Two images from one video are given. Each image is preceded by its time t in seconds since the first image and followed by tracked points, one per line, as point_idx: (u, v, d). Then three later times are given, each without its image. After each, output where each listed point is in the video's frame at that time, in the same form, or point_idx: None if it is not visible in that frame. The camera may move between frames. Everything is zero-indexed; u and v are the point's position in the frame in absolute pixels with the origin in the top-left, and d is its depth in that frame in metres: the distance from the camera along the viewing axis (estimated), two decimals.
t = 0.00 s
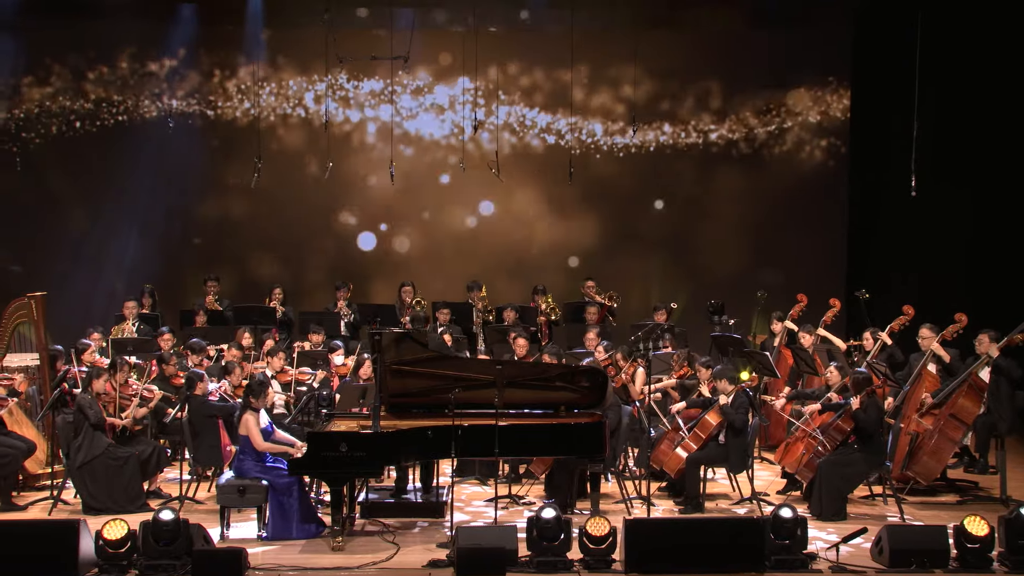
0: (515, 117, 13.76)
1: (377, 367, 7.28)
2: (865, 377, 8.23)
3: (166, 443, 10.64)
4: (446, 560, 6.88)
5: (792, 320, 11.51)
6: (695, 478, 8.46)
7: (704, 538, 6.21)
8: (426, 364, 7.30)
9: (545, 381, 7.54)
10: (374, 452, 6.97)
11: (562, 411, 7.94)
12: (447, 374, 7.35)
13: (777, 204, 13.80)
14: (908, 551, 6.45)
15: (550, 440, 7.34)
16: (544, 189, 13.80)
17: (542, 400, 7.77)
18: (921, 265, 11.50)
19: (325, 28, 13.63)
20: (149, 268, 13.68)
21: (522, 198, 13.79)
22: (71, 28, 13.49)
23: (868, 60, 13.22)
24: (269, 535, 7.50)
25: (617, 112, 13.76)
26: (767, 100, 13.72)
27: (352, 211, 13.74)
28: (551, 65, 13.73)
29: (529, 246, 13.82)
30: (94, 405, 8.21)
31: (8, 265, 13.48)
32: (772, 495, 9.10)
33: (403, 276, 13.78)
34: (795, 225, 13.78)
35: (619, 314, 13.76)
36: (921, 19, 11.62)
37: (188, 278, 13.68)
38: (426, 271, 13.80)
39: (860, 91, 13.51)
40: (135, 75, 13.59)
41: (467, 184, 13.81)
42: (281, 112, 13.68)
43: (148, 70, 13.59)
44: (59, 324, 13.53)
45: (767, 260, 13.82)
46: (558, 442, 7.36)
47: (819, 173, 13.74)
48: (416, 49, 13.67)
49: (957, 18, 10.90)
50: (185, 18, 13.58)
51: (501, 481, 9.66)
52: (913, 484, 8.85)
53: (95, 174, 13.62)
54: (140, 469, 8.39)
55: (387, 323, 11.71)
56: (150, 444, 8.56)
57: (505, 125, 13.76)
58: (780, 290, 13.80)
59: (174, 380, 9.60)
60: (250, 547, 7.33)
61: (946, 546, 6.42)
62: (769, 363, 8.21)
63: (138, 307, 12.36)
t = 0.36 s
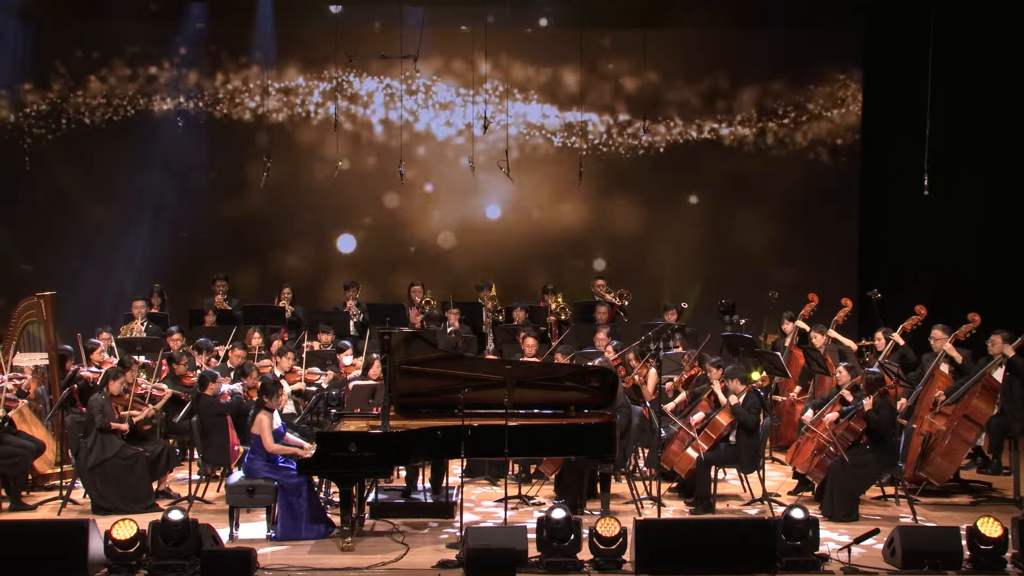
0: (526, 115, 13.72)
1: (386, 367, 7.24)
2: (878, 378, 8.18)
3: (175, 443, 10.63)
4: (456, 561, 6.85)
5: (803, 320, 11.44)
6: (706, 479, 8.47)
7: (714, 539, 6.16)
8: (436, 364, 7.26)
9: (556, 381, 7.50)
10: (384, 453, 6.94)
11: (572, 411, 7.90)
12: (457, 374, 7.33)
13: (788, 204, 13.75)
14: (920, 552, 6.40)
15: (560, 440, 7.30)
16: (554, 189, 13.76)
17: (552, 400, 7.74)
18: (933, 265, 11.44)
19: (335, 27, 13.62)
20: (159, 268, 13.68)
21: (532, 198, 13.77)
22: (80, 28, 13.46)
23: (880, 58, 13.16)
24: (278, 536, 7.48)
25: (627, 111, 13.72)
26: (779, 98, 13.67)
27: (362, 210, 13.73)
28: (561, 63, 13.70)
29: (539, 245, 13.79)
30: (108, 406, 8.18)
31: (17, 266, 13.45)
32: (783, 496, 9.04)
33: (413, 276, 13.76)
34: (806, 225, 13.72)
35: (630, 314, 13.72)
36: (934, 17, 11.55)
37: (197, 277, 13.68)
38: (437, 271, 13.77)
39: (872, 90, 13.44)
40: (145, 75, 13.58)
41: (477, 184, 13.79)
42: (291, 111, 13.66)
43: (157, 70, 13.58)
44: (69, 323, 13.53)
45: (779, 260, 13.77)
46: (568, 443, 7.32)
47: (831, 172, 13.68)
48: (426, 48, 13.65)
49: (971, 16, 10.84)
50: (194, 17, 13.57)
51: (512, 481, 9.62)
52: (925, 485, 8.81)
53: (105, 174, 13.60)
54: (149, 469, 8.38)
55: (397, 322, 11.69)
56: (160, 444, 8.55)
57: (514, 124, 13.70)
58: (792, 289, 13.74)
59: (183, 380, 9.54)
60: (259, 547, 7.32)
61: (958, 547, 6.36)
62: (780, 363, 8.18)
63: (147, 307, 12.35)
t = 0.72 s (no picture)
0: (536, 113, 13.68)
1: (396, 367, 7.23)
2: (890, 378, 8.12)
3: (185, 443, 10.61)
4: (466, 561, 6.82)
5: (816, 320, 11.38)
6: (718, 479, 8.39)
7: (724, 540, 6.11)
8: (445, 364, 7.23)
9: (566, 381, 7.46)
10: (394, 453, 6.91)
11: (582, 411, 7.85)
12: (466, 374, 7.28)
13: (800, 203, 13.69)
14: (934, 554, 6.34)
15: (570, 440, 7.26)
16: (565, 188, 13.72)
17: (562, 400, 7.69)
18: (947, 264, 11.37)
19: (346, 25, 13.58)
20: (169, 267, 13.67)
21: (544, 197, 13.73)
22: (89, 27, 13.46)
23: (892, 56, 13.09)
24: (288, 536, 7.45)
25: (638, 110, 13.68)
26: (790, 97, 13.61)
27: (372, 208, 13.71)
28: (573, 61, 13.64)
29: (549, 244, 13.75)
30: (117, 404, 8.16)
31: (27, 265, 13.46)
32: (794, 497, 8.99)
33: (423, 276, 13.74)
34: (818, 223, 13.66)
35: (640, 314, 13.67)
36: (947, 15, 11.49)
37: (207, 276, 13.68)
38: (447, 270, 13.76)
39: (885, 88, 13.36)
40: (155, 74, 13.58)
41: (487, 183, 13.76)
42: (301, 109, 13.64)
43: (167, 70, 13.58)
44: (79, 322, 13.53)
45: (791, 259, 13.70)
46: (578, 443, 7.28)
47: (843, 171, 13.61)
48: (436, 46, 13.61)
49: (985, 13, 10.78)
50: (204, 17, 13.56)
51: (522, 481, 9.59)
52: (938, 485, 8.75)
53: (114, 174, 13.60)
54: (158, 469, 8.38)
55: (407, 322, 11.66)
56: (168, 444, 8.56)
57: (524, 122, 13.67)
58: (804, 288, 13.68)
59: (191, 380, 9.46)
60: (269, 547, 7.28)
61: (972, 549, 6.31)
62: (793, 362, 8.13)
63: (157, 306, 12.34)
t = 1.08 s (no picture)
0: (548, 112, 13.64)
1: (407, 367, 7.20)
2: (903, 378, 8.08)
3: (196, 442, 10.60)
4: (478, 561, 6.78)
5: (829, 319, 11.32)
6: (730, 480, 8.35)
7: (736, 540, 6.06)
8: (456, 364, 7.20)
9: (578, 380, 7.42)
10: (405, 452, 6.89)
11: (594, 411, 7.82)
12: (478, 373, 7.24)
13: (812, 202, 13.62)
14: (949, 555, 6.29)
15: (582, 440, 7.22)
16: (576, 186, 13.68)
17: (574, 400, 7.66)
18: (961, 263, 11.30)
19: (357, 23, 13.55)
20: (179, 265, 13.66)
21: (556, 196, 13.69)
22: (99, 26, 13.44)
23: (906, 53, 13.02)
24: (299, 535, 7.42)
25: (650, 110, 13.63)
26: (803, 95, 13.54)
27: (384, 207, 13.70)
28: (586, 58, 13.59)
29: (561, 243, 13.71)
30: (123, 404, 8.17)
31: (38, 264, 13.46)
32: (808, 497, 8.93)
33: (433, 275, 13.73)
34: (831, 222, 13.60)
35: (652, 313, 13.62)
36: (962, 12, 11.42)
37: (217, 275, 13.67)
38: (458, 269, 13.74)
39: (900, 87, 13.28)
40: (165, 73, 13.56)
41: (499, 181, 13.72)
42: (312, 108, 13.62)
43: (177, 69, 13.55)
44: (90, 321, 13.54)
45: (804, 258, 13.64)
46: (591, 443, 7.24)
47: (857, 169, 13.53)
48: (447, 44, 13.56)
49: (1001, 10, 10.71)
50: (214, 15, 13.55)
51: (534, 481, 9.55)
52: (953, 486, 8.68)
53: (125, 173, 13.59)
54: (169, 468, 8.34)
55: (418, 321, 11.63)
56: (179, 443, 8.51)
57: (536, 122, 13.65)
58: (817, 288, 13.61)
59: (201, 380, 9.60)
60: (280, 547, 7.26)
61: (988, 549, 6.25)
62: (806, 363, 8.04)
63: (168, 305, 12.32)
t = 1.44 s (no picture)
0: (558, 110, 13.58)
1: (417, 366, 7.19)
2: (917, 377, 8.03)
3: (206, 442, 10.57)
4: (489, 562, 6.74)
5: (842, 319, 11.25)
6: (742, 480, 8.29)
7: (747, 540, 6.01)
8: (467, 363, 7.17)
9: (590, 380, 7.37)
10: (415, 452, 6.86)
11: (605, 411, 7.78)
12: (488, 373, 7.20)
13: (825, 201, 13.56)
14: (964, 556, 6.22)
15: (593, 440, 7.18)
16: (587, 185, 13.63)
17: (585, 400, 7.62)
18: (975, 262, 11.23)
19: (367, 21, 13.51)
20: (188, 264, 13.65)
21: (567, 195, 13.65)
22: (109, 25, 13.44)
23: (919, 51, 12.94)
24: (309, 535, 7.39)
25: (662, 108, 13.56)
26: (815, 93, 13.47)
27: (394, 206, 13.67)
28: (596, 57, 13.54)
29: (571, 242, 13.67)
30: (126, 404, 8.10)
31: (47, 263, 13.46)
32: (821, 497, 8.88)
33: (444, 274, 13.71)
34: (844, 222, 13.53)
35: (664, 313, 13.57)
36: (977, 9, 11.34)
37: (226, 274, 13.65)
38: (469, 268, 13.71)
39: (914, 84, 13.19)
40: (175, 71, 13.53)
41: (510, 179, 13.68)
42: (322, 106, 13.59)
43: (187, 67, 13.53)
44: (99, 320, 13.53)
45: (816, 258, 13.58)
46: (602, 443, 7.20)
47: (869, 168, 13.46)
48: (458, 42, 13.52)
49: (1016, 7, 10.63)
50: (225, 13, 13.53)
51: (545, 481, 9.50)
52: (968, 487, 8.63)
53: (134, 172, 13.58)
54: (179, 468, 8.28)
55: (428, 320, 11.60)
56: (189, 442, 8.46)
57: (548, 120, 13.59)
58: (830, 287, 13.54)
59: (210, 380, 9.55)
60: (290, 546, 7.23)
61: (1003, 551, 6.19)
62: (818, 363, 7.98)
63: (178, 304, 12.31)
